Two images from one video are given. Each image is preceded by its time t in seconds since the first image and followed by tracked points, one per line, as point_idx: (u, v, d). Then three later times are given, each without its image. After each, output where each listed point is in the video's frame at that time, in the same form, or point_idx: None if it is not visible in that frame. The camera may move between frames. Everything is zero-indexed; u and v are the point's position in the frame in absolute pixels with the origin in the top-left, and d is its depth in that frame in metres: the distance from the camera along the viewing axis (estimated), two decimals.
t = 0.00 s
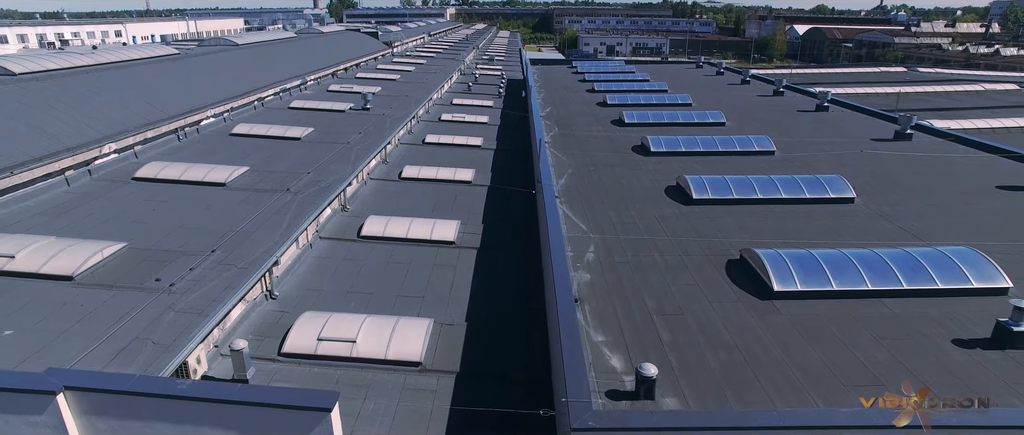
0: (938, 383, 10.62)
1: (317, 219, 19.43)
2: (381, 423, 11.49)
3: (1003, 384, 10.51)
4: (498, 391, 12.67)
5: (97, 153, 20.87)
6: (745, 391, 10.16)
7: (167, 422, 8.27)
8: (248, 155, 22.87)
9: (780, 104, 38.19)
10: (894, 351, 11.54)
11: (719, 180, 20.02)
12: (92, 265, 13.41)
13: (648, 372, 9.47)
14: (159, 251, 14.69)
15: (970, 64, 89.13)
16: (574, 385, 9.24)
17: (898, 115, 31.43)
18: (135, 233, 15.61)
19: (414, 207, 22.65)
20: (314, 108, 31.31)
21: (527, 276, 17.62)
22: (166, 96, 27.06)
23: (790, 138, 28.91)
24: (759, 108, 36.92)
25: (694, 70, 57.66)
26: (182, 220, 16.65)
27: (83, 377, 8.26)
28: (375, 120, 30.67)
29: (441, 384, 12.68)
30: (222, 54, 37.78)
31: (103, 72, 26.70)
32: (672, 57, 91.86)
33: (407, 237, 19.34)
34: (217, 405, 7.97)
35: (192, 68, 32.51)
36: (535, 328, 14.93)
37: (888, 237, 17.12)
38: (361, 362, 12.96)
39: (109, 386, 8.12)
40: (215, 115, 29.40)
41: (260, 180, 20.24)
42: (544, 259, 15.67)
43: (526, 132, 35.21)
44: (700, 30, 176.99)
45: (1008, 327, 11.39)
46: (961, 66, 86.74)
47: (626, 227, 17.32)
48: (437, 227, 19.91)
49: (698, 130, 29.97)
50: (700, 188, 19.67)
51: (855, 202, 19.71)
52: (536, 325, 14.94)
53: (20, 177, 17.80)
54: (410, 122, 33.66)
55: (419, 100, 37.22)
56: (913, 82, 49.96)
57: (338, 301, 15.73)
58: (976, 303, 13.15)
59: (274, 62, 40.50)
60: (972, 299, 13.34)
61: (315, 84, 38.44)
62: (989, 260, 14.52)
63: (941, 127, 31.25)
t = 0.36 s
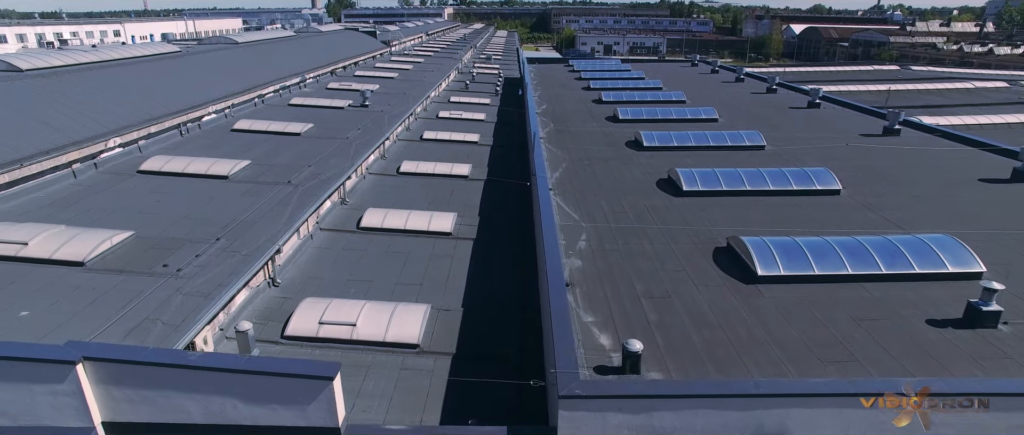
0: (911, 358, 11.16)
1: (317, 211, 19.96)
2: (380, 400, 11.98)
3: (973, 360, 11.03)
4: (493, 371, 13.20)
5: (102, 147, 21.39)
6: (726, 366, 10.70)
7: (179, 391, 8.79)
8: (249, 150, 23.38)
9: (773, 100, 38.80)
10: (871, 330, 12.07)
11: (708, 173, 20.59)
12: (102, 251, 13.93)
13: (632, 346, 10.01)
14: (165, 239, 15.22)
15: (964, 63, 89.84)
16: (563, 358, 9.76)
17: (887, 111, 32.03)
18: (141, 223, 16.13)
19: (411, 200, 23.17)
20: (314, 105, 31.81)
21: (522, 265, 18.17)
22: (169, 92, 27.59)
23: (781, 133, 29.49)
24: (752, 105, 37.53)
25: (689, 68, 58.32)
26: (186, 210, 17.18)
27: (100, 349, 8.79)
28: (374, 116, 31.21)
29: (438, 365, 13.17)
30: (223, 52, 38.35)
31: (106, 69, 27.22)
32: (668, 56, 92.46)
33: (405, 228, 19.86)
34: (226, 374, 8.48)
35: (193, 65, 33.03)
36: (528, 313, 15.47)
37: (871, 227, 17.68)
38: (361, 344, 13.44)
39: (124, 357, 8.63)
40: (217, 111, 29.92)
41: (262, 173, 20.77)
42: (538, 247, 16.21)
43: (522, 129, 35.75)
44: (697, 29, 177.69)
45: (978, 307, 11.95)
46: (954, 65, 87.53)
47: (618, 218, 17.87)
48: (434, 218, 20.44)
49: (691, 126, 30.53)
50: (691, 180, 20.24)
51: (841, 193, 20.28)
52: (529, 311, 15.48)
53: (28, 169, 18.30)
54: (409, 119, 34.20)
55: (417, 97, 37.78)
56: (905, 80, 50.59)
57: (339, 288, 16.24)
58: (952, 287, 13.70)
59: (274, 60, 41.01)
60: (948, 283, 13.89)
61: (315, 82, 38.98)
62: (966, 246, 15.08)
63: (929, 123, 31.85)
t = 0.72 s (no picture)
0: (883, 335, 11.74)
1: (317, 203, 20.53)
2: (378, 378, 12.52)
3: (942, 337, 11.60)
4: (486, 351, 13.76)
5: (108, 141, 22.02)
6: (707, 342, 11.27)
7: (189, 362, 9.36)
8: (251, 144, 23.93)
9: (766, 98, 39.41)
10: (847, 310, 12.65)
11: (698, 166, 21.18)
12: (111, 238, 14.50)
13: (616, 322, 10.59)
14: (171, 227, 15.80)
15: (958, 62, 90.48)
16: (550, 332, 10.32)
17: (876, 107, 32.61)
18: (148, 212, 16.70)
19: (409, 193, 23.76)
20: (313, 101, 32.37)
21: (516, 254, 18.75)
22: (172, 89, 28.20)
23: (772, 129, 30.08)
24: (745, 102, 38.13)
25: (685, 66, 58.95)
26: (191, 201, 17.74)
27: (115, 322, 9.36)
28: (373, 112, 31.80)
29: (433, 346, 13.71)
30: (224, 50, 38.97)
31: (110, 66, 27.83)
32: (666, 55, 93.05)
33: (403, 219, 20.43)
34: (233, 345, 9.05)
35: (195, 62, 33.60)
36: (522, 298, 16.08)
37: (855, 216, 18.25)
38: (360, 326, 13.99)
39: (138, 329, 9.20)
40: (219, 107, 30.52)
41: (264, 166, 21.36)
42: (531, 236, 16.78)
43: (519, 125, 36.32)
44: (695, 29, 178.35)
45: (948, 288, 12.57)
46: (948, 64, 88.20)
47: (609, 208, 18.45)
48: (431, 210, 21.02)
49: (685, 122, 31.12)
50: (681, 172, 20.82)
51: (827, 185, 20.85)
52: (522, 296, 16.09)
53: (37, 161, 18.90)
54: (407, 115, 34.81)
55: (415, 94, 38.38)
56: (898, 78, 51.19)
57: (339, 275, 16.81)
58: (927, 271, 14.26)
59: (274, 58, 41.58)
60: (924, 267, 14.45)
61: (315, 79, 39.60)
62: (942, 233, 15.68)
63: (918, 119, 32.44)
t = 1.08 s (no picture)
0: (855, 313, 12.39)
1: (318, 194, 21.19)
2: (376, 356, 13.13)
3: (910, 314, 12.25)
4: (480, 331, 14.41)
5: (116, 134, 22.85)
6: (686, 318, 11.95)
7: (199, 333, 10.01)
8: (253, 138, 24.57)
9: (759, 95, 40.08)
10: (822, 290, 13.30)
11: (687, 158, 21.84)
12: (121, 224, 15.17)
13: (601, 299, 11.24)
14: (178, 215, 16.47)
15: (954, 61, 91.18)
16: (538, 307, 10.95)
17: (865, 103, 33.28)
18: (155, 201, 17.37)
19: (407, 186, 24.42)
20: (313, 97, 33.01)
21: (510, 243, 19.39)
22: (175, 85, 28.91)
23: (762, 124, 30.75)
24: (738, 99, 38.81)
25: (681, 64, 59.68)
26: (196, 191, 18.40)
27: (130, 296, 10.02)
28: (372, 109, 32.49)
29: (429, 327, 14.35)
30: (226, 48, 39.73)
31: (115, 63, 28.56)
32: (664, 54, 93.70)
33: (400, 211, 21.09)
34: (241, 316, 9.72)
35: (197, 60, 34.26)
36: (514, 284, 16.76)
37: (837, 206, 18.88)
38: (359, 309, 14.63)
39: (151, 303, 9.85)
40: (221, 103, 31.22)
41: (266, 159, 22.00)
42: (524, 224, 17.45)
43: (515, 121, 37.01)
44: (693, 28, 178.91)
45: (917, 270, 13.24)
46: (943, 63, 88.91)
47: (600, 198, 19.12)
48: (428, 202, 21.68)
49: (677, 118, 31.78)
50: (670, 165, 21.51)
51: (812, 177, 21.50)
52: (515, 282, 16.77)
53: (47, 153, 19.57)
54: (405, 112, 35.49)
55: (413, 92, 39.05)
56: (890, 76, 51.83)
57: (338, 262, 17.48)
58: (902, 256, 14.90)
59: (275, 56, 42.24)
60: (899, 253, 15.10)
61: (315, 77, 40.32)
62: (917, 220, 16.34)
63: (906, 115, 33.09)
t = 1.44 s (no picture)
0: (826, 292, 13.15)
1: (319, 186, 21.93)
2: (376, 334, 13.87)
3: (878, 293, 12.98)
4: (474, 312, 15.15)
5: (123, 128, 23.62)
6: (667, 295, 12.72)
7: (210, 307, 10.76)
8: (256, 133, 25.29)
9: (751, 91, 40.81)
10: (797, 271, 14.05)
11: (676, 151, 22.59)
12: (132, 212, 15.94)
13: (586, 277, 11.99)
14: (186, 203, 17.23)
15: (948, 60, 91.96)
16: (526, 283, 11.67)
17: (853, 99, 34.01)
18: (163, 191, 18.11)
19: (405, 179, 25.17)
20: (314, 94, 33.72)
21: (504, 232, 20.14)
22: (179, 81, 29.67)
23: (752, 120, 31.47)
24: (730, 96, 39.54)
25: (676, 63, 60.41)
26: (202, 181, 19.14)
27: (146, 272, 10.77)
28: (371, 105, 33.23)
29: (425, 308, 15.09)
30: (228, 46, 40.49)
31: (121, 60, 29.31)
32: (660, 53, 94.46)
33: (399, 201, 21.83)
34: (250, 290, 10.48)
35: (200, 58, 34.98)
36: (507, 270, 17.51)
37: (818, 195, 19.62)
38: (359, 291, 15.37)
39: (166, 278, 10.60)
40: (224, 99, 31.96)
41: (269, 152, 22.75)
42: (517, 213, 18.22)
43: (512, 117, 37.74)
44: (691, 27, 179.49)
45: (888, 253, 14.00)
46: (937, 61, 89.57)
47: (590, 189, 19.87)
48: (426, 193, 22.43)
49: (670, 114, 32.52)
50: (659, 157, 22.26)
51: (797, 169, 22.23)
52: (508, 268, 17.52)
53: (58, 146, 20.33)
54: (404, 108, 36.24)
55: (412, 89, 39.80)
56: (881, 74, 52.57)
57: (339, 249, 18.23)
58: (876, 241, 15.64)
59: (276, 54, 42.92)
60: (874, 238, 15.83)
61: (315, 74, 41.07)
62: (892, 208, 17.09)
63: (893, 111, 33.81)
